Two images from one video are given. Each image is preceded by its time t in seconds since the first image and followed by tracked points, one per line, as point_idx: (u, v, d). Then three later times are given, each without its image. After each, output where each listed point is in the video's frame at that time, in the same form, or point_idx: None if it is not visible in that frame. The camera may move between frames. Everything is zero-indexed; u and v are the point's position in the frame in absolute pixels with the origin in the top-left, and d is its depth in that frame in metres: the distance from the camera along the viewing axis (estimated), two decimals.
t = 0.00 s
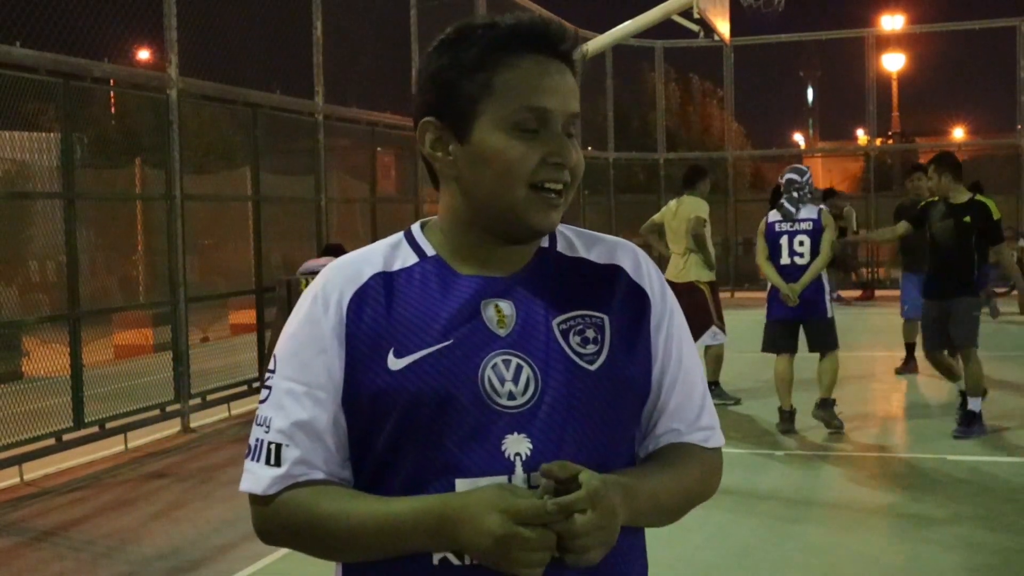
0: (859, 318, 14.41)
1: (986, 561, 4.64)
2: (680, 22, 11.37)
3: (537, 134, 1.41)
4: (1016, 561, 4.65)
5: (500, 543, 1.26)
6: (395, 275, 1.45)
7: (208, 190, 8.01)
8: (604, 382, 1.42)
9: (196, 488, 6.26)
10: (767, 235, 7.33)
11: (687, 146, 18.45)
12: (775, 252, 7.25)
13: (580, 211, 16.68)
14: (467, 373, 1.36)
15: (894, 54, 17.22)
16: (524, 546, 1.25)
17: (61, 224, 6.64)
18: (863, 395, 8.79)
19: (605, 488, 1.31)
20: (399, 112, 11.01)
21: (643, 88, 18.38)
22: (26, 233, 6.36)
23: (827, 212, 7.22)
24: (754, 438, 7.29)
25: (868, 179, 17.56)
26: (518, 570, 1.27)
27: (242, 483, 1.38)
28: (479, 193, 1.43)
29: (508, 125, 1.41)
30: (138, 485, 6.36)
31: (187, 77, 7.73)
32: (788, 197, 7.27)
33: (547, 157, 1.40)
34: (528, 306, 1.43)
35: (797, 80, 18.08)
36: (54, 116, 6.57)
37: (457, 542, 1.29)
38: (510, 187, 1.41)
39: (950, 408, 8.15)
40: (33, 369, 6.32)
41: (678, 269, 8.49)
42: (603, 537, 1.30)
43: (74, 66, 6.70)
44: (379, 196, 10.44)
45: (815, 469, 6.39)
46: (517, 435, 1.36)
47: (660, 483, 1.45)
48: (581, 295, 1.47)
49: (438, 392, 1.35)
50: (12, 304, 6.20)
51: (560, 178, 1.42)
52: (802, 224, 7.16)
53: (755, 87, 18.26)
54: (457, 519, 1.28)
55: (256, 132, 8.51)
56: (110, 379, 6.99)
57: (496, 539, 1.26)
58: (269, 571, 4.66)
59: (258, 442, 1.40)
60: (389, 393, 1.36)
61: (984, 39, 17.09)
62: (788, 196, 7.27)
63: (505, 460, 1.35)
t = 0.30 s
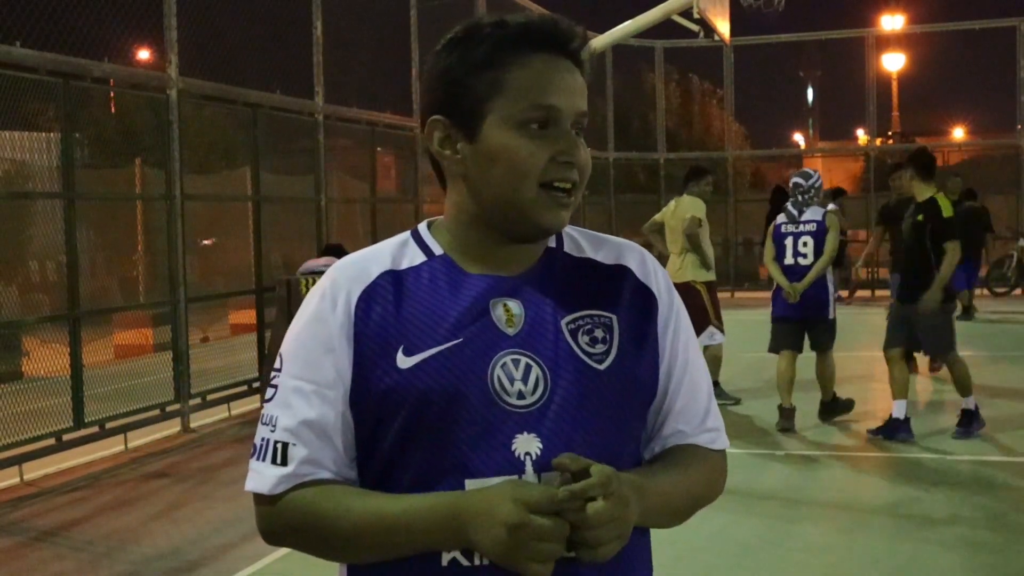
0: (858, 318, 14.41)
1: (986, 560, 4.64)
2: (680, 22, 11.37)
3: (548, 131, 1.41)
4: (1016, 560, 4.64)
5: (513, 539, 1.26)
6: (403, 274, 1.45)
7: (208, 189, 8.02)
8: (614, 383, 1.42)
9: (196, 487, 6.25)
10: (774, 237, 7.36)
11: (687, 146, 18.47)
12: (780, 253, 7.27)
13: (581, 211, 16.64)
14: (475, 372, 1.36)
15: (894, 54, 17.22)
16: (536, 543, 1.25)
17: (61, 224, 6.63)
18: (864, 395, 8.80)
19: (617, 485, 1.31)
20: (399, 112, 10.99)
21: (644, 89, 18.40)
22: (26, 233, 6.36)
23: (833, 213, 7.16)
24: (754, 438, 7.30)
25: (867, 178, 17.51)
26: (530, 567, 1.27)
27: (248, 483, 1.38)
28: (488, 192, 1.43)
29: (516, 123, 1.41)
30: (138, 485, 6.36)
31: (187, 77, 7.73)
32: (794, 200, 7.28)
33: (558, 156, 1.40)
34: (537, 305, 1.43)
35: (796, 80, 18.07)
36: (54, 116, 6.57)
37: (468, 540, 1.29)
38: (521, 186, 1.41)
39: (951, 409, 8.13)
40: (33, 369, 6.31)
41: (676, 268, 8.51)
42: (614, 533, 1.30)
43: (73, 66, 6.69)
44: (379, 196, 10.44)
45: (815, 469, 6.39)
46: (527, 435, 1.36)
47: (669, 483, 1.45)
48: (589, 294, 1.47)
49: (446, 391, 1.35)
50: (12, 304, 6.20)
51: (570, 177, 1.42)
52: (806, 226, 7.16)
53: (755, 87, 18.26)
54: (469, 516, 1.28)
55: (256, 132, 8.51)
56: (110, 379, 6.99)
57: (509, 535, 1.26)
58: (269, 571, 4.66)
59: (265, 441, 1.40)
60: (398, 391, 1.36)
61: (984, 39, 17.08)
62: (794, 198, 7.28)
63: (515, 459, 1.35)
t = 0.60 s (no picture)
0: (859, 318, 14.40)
1: (986, 561, 4.63)
2: (680, 22, 11.37)
3: (553, 132, 1.40)
4: (1016, 560, 4.64)
5: (513, 543, 1.24)
6: (405, 273, 1.44)
7: (208, 189, 8.02)
8: (616, 384, 1.42)
9: (196, 488, 6.25)
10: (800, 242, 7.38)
11: (687, 146, 18.47)
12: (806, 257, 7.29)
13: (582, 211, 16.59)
14: (477, 372, 1.35)
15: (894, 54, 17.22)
16: (537, 545, 1.23)
17: (61, 224, 6.63)
18: (864, 395, 8.80)
19: (623, 486, 1.30)
20: (399, 113, 10.98)
21: (644, 89, 18.41)
22: (26, 233, 6.36)
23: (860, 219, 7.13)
24: (754, 438, 7.30)
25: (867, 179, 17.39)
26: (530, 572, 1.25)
27: (247, 482, 1.37)
28: (493, 193, 1.43)
29: (521, 123, 1.40)
30: (138, 485, 6.35)
31: (187, 77, 7.72)
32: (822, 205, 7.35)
33: (563, 157, 1.40)
34: (539, 305, 1.43)
35: (797, 80, 18.05)
36: (54, 116, 6.57)
37: (467, 538, 1.28)
38: (525, 185, 1.40)
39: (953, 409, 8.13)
40: (33, 369, 6.31)
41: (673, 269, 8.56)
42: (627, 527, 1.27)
43: (73, 66, 6.69)
44: (379, 197, 10.44)
45: (815, 469, 6.39)
46: (528, 436, 1.35)
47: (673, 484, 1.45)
48: (592, 295, 1.47)
49: (447, 390, 1.34)
50: (11, 303, 6.19)
51: (575, 179, 1.41)
52: (832, 230, 7.20)
53: (755, 87, 18.26)
54: (470, 516, 1.27)
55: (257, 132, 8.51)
56: (111, 379, 6.99)
57: (510, 533, 1.24)
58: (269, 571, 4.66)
59: (264, 440, 1.40)
60: (399, 391, 1.35)
61: (985, 39, 17.07)
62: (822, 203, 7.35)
63: (516, 460, 1.35)
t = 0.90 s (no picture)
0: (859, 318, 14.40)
1: (986, 561, 4.63)
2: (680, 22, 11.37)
3: (541, 132, 1.40)
4: (1016, 560, 4.64)
5: (502, 547, 1.24)
6: (399, 275, 1.45)
7: (208, 189, 8.02)
8: (609, 385, 1.41)
9: (196, 487, 6.25)
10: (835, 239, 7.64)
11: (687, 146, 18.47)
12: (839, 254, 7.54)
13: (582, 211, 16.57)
14: (469, 372, 1.36)
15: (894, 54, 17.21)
16: (524, 549, 1.23)
17: (61, 224, 6.63)
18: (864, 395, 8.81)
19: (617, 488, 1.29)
20: (399, 113, 10.99)
21: (644, 90, 18.40)
22: (26, 232, 6.35)
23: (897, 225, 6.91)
24: (754, 438, 7.30)
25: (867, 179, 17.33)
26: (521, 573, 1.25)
27: (242, 482, 1.37)
28: (483, 194, 1.43)
29: (509, 124, 1.40)
30: (138, 485, 6.35)
31: (187, 77, 7.72)
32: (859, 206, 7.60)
33: (552, 156, 1.39)
34: (533, 307, 1.43)
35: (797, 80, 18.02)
36: (54, 115, 6.56)
37: (461, 540, 1.28)
38: (514, 186, 1.40)
39: (953, 409, 8.12)
40: (33, 369, 6.31)
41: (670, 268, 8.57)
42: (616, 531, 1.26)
43: (74, 66, 6.69)
44: (379, 197, 10.44)
45: (815, 469, 6.39)
46: (519, 436, 1.35)
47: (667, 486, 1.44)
48: (586, 297, 1.47)
49: (440, 391, 1.35)
50: (11, 303, 6.18)
51: (565, 179, 1.41)
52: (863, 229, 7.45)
53: (755, 87, 18.26)
54: (461, 516, 1.28)
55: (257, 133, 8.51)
56: (111, 379, 7.00)
57: (497, 537, 1.24)
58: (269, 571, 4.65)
59: (259, 440, 1.40)
60: (392, 391, 1.36)
61: (985, 39, 17.07)
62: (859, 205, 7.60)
63: (509, 462, 1.35)
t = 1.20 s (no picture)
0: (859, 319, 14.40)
1: (987, 561, 4.63)
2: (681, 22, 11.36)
3: (526, 133, 1.39)
4: (1016, 560, 4.64)
5: (491, 547, 1.25)
6: (393, 276, 1.45)
7: (209, 189, 8.02)
8: (601, 386, 1.41)
9: (197, 488, 6.25)
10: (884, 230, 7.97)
11: (687, 146, 18.47)
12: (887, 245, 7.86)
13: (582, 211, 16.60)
14: (459, 374, 1.36)
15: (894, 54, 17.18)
16: (513, 551, 1.24)
17: (61, 224, 6.63)
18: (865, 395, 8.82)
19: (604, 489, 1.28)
20: (399, 113, 10.98)
21: (644, 90, 18.42)
22: (26, 232, 6.36)
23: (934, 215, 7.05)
24: (755, 438, 7.30)
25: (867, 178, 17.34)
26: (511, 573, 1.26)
27: (239, 483, 1.38)
28: (472, 196, 1.43)
29: (493, 127, 1.40)
30: (138, 486, 6.35)
31: (187, 77, 7.72)
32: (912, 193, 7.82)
33: (537, 157, 1.39)
34: (525, 308, 1.43)
35: (797, 81, 18.02)
36: (54, 115, 6.57)
37: (453, 540, 1.28)
38: (502, 188, 1.40)
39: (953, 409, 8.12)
40: (33, 369, 6.31)
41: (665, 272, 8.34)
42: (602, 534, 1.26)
43: (74, 67, 6.69)
44: (379, 196, 10.44)
45: (815, 469, 6.39)
46: (509, 437, 1.36)
47: (661, 485, 1.43)
48: (579, 297, 1.47)
49: (430, 393, 1.35)
50: (11, 303, 6.19)
51: (553, 179, 1.40)
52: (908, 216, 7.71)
53: (755, 87, 18.25)
54: (453, 517, 1.28)
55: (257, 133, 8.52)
56: (112, 379, 7.00)
57: (488, 538, 1.25)
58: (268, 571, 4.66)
59: (256, 441, 1.41)
60: (383, 392, 1.36)
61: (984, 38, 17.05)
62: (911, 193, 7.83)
63: (499, 463, 1.35)
